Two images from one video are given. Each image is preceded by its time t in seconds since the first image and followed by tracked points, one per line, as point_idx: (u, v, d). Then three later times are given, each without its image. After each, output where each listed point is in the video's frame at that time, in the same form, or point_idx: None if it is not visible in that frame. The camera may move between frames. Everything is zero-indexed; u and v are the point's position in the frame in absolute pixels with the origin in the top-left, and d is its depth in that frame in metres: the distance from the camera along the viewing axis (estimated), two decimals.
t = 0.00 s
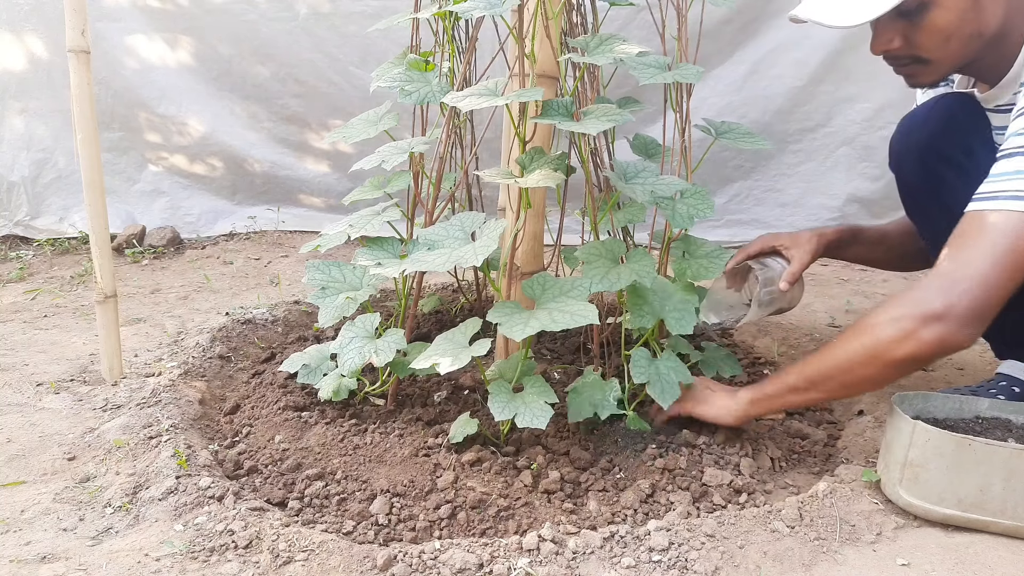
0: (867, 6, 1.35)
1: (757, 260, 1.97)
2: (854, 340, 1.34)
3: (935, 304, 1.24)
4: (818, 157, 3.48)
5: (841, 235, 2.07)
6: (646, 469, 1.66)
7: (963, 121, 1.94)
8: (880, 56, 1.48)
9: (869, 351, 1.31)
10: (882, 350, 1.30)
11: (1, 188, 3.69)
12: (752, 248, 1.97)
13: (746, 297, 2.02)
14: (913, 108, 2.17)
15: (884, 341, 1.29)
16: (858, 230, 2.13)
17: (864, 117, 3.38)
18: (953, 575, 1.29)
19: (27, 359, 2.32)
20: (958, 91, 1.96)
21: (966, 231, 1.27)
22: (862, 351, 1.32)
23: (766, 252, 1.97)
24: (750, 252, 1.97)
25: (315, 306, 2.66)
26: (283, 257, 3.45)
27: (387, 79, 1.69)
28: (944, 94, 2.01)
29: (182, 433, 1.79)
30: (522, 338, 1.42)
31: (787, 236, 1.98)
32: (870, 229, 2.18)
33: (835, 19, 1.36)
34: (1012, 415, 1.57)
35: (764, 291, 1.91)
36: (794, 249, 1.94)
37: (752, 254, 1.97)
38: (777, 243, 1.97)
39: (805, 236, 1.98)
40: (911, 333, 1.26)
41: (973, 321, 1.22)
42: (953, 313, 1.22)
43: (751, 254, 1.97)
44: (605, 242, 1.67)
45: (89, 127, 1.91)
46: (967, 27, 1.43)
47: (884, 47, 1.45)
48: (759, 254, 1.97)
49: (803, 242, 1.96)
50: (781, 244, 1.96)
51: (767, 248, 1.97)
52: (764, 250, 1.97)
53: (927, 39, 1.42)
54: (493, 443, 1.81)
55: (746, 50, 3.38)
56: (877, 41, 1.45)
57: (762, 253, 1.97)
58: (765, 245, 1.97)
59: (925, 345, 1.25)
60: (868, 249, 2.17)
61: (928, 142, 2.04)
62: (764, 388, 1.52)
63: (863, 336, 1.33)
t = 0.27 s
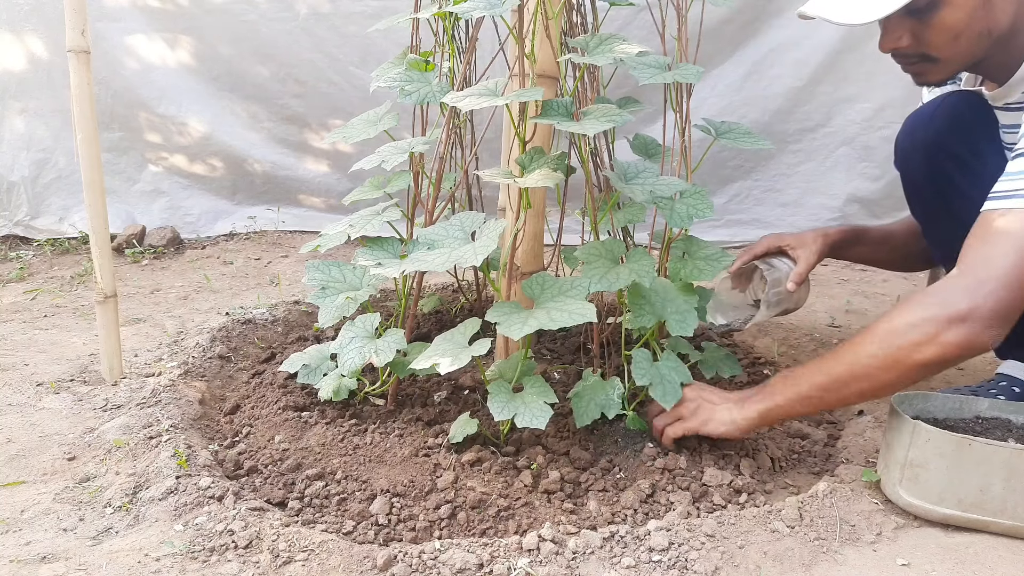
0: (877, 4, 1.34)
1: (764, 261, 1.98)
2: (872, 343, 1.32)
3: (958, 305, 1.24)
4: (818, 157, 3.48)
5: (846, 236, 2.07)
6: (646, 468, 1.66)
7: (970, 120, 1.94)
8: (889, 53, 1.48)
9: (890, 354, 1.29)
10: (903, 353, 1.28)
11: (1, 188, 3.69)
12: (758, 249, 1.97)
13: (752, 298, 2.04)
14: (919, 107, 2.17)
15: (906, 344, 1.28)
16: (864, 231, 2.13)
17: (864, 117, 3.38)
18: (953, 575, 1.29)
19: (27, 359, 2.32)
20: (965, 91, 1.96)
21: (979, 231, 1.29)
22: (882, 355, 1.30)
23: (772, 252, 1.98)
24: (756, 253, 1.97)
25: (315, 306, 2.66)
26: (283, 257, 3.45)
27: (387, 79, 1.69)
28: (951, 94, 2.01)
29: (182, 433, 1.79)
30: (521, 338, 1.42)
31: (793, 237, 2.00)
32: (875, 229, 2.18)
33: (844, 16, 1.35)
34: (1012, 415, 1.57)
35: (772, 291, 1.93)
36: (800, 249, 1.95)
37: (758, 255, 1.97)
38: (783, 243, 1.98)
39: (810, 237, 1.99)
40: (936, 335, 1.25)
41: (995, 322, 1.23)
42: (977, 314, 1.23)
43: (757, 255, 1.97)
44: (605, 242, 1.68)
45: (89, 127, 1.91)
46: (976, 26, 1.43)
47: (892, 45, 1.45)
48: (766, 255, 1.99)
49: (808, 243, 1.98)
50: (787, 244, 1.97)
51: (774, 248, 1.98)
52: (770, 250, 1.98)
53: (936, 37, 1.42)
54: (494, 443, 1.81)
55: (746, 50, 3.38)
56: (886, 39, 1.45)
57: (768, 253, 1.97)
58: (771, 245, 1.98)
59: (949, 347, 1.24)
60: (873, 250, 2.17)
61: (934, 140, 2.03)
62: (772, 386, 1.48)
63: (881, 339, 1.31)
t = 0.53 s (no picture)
0: (871, 6, 1.34)
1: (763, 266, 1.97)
2: (827, 331, 1.29)
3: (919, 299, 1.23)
4: (818, 157, 3.48)
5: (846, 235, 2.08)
6: (646, 468, 1.66)
7: (967, 120, 1.94)
8: (884, 56, 1.48)
9: (845, 344, 1.27)
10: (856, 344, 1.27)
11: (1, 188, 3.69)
12: (757, 253, 1.97)
13: (752, 301, 2.03)
14: (920, 105, 2.17)
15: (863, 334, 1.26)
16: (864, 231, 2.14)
17: (864, 117, 3.38)
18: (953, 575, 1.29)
19: (27, 359, 2.32)
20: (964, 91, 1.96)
21: (953, 227, 1.28)
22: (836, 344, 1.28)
23: (772, 255, 1.98)
24: (755, 257, 1.97)
25: (315, 306, 2.66)
26: (283, 257, 3.45)
27: (387, 79, 1.69)
28: (951, 93, 2.00)
29: (182, 433, 1.79)
30: (516, 336, 1.43)
31: (794, 238, 1.99)
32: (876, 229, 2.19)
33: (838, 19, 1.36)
34: (1012, 415, 1.57)
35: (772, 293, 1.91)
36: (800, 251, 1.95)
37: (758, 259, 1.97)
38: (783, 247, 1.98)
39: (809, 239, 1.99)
40: (893, 325, 1.25)
41: (949, 317, 1.24)
42: (935, 309, 1.23)
43: (757, 260, 1.98)
44: (604, 242, 1.68)
45: (89, 127, 1.91)
46: (971, 28, 1.43)
47: (887, 48, 1.45)
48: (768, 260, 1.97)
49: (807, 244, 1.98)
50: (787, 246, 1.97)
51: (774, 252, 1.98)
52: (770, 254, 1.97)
53: (931, 40, 1.42)
54: (493, 443, 1.81)
55: (746, 50, 3.38)
56: (882, 42, 1.45)
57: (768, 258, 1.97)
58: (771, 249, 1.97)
59: (903, 339, 1.24)
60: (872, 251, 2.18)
61: (934, 140, 2.03)
62: (700, 372, 1.45)
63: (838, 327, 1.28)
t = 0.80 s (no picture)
0: (868, 9, 1.34)
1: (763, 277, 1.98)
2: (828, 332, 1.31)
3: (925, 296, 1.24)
4: (818, 157, 3.48)
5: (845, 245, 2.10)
6: (646, 469, 1.66)
7: (965, 122, 1.94)
8: (883, 58, 1.48)
9: (850, 343, 1.29)
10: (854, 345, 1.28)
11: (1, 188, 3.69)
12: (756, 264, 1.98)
13: (748, 308, 2.05)
14: (919, 106, 2.17)
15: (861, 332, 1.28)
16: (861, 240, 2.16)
17: (864, 117, 3.38)
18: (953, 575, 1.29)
19: (27, 359, 2.32)
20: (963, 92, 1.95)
21: (954, 225, 1.28)
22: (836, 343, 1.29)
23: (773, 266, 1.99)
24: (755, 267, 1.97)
25: (315, 306, 2.66)
26: (283, 257, 3.45)
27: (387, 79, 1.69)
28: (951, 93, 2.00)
29: (182, 433, 1.79)
30: (521, 339, 1.42)
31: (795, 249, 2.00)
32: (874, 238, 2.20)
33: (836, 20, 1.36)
34: (1012, 415, 1.57)
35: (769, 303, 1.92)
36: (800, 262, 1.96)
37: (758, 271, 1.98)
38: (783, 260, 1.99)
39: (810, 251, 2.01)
40: (896, 323, 1.26)
41: (954, 314, 1.25)
42: (939, 307, 1.23)
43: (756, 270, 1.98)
44: (605, 242, 1.68)
45: (89, 127, 1.91)
46: (968, 30, 1.44)
47: (886, 50, 1.45)
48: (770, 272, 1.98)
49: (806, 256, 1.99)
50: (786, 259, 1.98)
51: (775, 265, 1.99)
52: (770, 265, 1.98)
53: (929, 42, 1.43)
54: (494, 443, 1.81)
55: (746, 50, 3.38)
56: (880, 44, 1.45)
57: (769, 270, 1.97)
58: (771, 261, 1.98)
59: (907, 337, 1.26)
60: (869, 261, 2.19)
61: (933, 141, 2.03)
62: (702, 369, 1.47)
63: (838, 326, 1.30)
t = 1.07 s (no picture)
0: None
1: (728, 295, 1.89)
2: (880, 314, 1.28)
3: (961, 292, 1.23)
4: (818, 156, 3.48)
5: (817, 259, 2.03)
6: (646, 469, 1.66)
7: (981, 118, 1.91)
8: (903, 49, 1.49)
9: (906, 322, 1.25)
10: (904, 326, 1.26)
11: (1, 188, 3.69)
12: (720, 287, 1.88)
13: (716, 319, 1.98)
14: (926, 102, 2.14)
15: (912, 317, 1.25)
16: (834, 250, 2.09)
17: (864, 117, 3.38)
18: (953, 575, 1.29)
19: (27, 359, 2.32)
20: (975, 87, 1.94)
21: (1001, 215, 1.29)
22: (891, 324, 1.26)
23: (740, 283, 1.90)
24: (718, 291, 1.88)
25: (315, 306, 2.66)
26: (283, 257, 3.45)
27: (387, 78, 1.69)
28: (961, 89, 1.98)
29: (182, 433, 1.79)
30: (521, 338, 1.42)
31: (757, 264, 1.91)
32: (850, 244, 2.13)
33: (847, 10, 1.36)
34: (1012, 415, 1.57)
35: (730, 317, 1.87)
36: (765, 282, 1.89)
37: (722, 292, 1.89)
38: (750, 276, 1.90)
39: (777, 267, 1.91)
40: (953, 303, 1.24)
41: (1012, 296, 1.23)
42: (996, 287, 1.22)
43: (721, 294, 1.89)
44: (605, 242, 1.68)
45: (89, 127, 1.91)
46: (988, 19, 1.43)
47: (905, 39, 1.46)
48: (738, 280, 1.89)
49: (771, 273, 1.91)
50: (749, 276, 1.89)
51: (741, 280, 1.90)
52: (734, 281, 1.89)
53: (948, 32, 1.42)
54: (494, 443, 1.81)
55: (746, 50, 3.38)
56: (899, 35, 1.46)
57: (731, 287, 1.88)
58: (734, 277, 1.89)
59: (964, 317, 1.23)
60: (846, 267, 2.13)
61: (945, 136, 2.01)
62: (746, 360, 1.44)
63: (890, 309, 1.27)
